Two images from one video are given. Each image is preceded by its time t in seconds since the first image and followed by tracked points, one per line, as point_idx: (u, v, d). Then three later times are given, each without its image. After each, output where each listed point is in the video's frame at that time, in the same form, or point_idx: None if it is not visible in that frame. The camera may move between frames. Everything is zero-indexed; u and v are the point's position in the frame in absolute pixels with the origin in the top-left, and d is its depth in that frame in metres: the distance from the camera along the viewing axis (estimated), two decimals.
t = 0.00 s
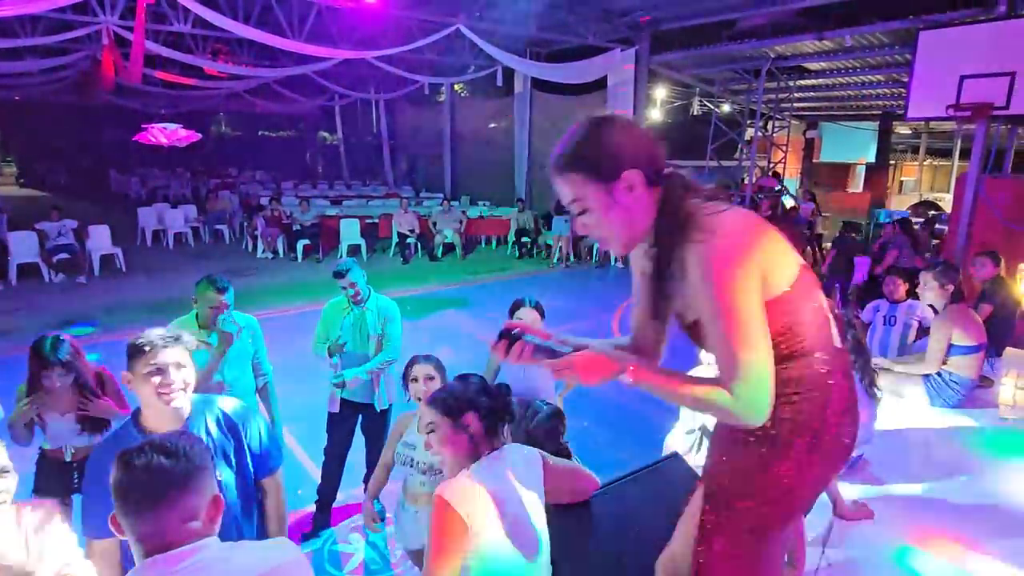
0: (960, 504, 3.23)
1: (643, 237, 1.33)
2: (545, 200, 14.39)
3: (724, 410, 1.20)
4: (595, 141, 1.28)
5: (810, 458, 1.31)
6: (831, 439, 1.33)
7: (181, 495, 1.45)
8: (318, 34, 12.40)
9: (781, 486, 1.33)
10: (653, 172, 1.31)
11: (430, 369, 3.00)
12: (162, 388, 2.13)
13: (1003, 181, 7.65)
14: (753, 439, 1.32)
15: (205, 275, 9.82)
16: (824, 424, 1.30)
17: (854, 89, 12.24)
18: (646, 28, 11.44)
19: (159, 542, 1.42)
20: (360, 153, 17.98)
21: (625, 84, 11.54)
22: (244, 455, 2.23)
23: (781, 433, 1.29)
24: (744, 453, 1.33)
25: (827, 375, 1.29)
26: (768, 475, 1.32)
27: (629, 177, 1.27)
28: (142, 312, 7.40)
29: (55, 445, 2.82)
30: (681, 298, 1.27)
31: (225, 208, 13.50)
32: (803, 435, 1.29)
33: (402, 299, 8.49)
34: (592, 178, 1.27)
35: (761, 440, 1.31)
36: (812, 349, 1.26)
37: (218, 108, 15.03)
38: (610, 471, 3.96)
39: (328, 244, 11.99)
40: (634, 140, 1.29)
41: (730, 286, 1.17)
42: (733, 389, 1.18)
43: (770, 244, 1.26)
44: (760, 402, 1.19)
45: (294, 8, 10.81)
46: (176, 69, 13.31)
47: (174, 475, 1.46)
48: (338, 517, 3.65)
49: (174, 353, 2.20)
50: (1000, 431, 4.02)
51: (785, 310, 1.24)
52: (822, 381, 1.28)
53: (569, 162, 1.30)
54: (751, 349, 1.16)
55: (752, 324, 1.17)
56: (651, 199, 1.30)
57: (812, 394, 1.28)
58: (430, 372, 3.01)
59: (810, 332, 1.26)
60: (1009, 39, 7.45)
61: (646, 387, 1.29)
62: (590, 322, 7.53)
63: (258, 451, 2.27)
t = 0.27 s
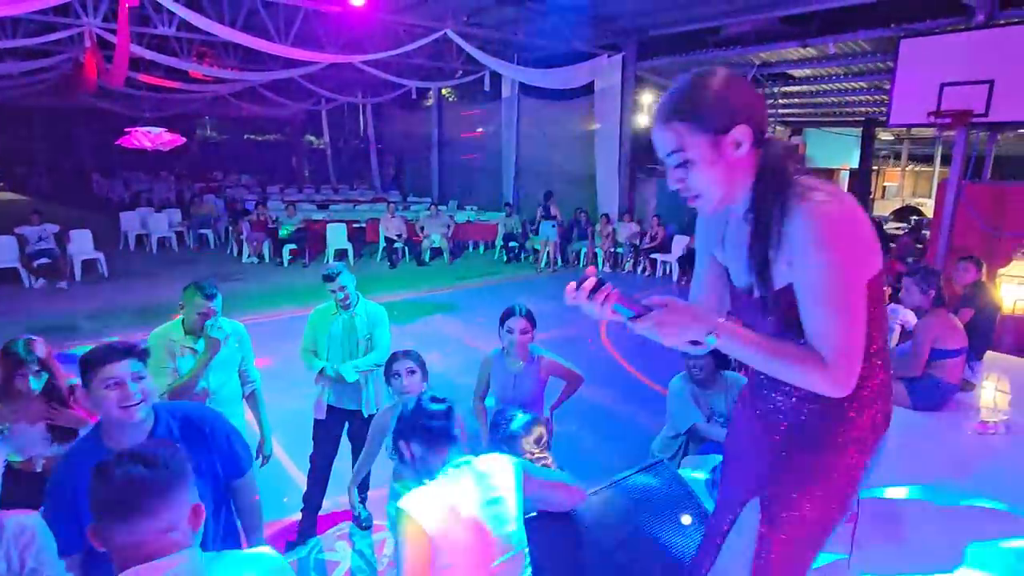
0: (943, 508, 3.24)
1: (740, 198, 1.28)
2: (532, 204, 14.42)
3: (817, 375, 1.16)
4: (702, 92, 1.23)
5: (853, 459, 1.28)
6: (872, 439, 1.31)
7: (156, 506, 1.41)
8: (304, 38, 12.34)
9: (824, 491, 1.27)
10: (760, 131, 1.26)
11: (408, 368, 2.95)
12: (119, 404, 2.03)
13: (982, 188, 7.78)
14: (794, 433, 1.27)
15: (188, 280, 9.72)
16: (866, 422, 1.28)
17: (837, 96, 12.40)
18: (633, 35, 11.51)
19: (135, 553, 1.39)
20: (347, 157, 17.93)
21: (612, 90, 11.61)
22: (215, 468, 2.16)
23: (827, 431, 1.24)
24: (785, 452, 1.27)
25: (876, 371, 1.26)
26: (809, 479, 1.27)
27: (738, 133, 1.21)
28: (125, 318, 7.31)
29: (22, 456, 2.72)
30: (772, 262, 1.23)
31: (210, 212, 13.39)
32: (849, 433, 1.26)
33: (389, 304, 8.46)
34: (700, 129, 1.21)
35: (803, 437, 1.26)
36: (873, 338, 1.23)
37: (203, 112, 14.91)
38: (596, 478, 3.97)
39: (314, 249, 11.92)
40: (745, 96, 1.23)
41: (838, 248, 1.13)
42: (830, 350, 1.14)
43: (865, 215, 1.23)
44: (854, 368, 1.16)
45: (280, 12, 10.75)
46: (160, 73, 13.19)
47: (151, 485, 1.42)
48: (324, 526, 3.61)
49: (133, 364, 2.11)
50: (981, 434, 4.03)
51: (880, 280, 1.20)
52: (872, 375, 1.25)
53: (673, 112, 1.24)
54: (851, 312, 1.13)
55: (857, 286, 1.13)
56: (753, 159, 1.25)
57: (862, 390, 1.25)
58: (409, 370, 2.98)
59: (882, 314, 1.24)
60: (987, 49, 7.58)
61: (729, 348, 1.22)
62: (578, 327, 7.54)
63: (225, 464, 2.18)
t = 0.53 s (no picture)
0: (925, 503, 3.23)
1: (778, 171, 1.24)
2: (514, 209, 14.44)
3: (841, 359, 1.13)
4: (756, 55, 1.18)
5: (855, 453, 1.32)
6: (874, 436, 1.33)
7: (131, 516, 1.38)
8: (285, 41, 12.26)
9: (828, 484, 1.34)
10: (811, 103, 1.21)
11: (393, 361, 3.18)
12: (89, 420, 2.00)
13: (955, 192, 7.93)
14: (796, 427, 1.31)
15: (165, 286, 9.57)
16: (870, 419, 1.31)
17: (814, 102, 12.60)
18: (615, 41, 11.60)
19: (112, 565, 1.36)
20: (329, 161, 17.82)
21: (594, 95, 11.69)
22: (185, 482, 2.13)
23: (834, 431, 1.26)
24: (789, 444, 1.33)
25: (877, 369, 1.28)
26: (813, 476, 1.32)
27: (789, 100, 1.17)
28: (100, 325, 7.17)
29: None
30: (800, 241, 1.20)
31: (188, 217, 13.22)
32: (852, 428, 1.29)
33: (371, 309, 8.40)
34: (751, 91, 1.16)
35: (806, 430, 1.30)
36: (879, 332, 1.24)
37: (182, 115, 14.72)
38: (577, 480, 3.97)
39: (295, 253, 11.81)
40: (802, 65, 1.19)
41: (871, 231, 1.11)
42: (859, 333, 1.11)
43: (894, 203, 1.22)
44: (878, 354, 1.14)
45: (261, 15, 10.67)
46: (137, 75, 13.02)
47: (128, 495, 1.39)
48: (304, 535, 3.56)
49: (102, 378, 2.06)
50: (956, 434, 4.08)
51: (911, 269, 1.18)
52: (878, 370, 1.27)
53: (724, 75, 1.20)
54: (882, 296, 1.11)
55: (891, 271, 1.11)
56: (802, 131, 1.21)
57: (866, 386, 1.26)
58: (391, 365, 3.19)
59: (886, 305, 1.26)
60: (959, 56, 7.76)
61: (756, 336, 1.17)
62: (561, 331, 7.55)
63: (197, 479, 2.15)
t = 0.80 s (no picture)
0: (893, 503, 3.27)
1: (779, 173, 1.06)
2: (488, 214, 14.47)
3: (796, 389, 0.94)
4: (746, 37, 1.00)
5: (847, 543, 1.06)
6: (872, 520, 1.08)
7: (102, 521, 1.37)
8: (253, 43, 12.07)
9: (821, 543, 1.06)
10: (818, 93, 1.02)
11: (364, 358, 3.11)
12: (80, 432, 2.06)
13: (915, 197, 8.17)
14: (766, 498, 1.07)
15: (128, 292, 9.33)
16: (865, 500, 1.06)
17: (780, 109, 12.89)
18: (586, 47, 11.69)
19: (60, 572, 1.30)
20: (300, 165, 17.62)
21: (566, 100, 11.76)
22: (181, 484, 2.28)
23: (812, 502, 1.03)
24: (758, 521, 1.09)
25: (873, 435, 1.04)
26: (787, 564, 1.07)
27: (782, 88, 0.98)
28: (59, 333, 6.95)
29: None
30: (788, 255, 1.00)
31: (153, 222, 12.91)
32: (840, 508, 1.04)
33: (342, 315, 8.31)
34: (737, 82, 0.99)
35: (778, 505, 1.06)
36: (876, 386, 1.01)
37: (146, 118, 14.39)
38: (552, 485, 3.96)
39: (265, 259, 11.62)
40: (807, 48, 1.00)
41: (868, 237, 0.90)
42: (820, 361, 0.91)
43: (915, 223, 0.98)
44: (846, 394, 0.92)
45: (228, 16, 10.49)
46: (100, 77, 12.69)
47: (78, 505, 1.34)
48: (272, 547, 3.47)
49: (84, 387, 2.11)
50: (918, 433, 4.17)
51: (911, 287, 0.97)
52: (873, 437, 1.04)
53: (709, 61, 1.03)
54: (862, 326, 0.90)
55: (875, 297, 0.90)
56: (801, 123, 1.02)
57: (856, 454, 1.02)
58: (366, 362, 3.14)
59: (895, 350, 1.02)
60: (918, 66, 8.03)
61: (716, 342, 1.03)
62: (534, 336, 7.55)
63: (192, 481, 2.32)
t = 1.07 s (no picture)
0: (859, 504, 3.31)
1: (774, 174, 1.02)
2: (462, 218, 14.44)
3: (765, 401, 0.92)
4: (748, 30, 0.94)
5: (808, 558, 1.06)
6: (833, 536, 1.08)
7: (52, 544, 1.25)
8: (222, 46, 11.88)
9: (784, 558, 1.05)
10: (817, 97, 0.98)
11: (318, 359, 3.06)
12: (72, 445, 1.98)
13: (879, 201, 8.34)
14: (729, 510, 1.07)
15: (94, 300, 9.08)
16: (826, 516, 1.06)
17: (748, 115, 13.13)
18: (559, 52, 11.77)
19: None
20: (270, 170, 17.38)
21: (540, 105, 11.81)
22: (168, 507, 2.11)
23: (773, 513, 1.03)
24: (720, 533, 1.09)
25: (839, 451, 1.05)
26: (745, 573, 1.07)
27: (783, 89, 0.93)
28: (16, 344, 6.71)
29: None
30: (773, 263, 0.98)
31: (117, 228, 12.59)
32: (802, 523, 1.04)
33: (314, 321, 8.19)
34: (738, 79, 0.93)
35: (740, 519, 1.06)
36: (846, 400, 1.01)
37: (111, 121, 14.05)
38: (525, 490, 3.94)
39: (234, 264, 11.40)
40: (811, 49, 0.95)
41: (856, 252, 0.87)
42: (793, 375, 0.90)
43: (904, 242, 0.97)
44: (815, 410, 0.91)
45: (196, 18, 10.32)
46: (61, 79, 12.34)
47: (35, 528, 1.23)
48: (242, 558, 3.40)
49: (74, 395, 2.02)
50: (883, 431, 4.27)
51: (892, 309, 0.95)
52: (838, 453, 1.04)
53: (709, 52, 0.97)
54: (840, 342, 0.88)
55: (857, 314, 0.88)
56: (800, 126, 0.98)
57: (821, 469, 1.03)
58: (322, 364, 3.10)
59: (868, 367, 1.02)
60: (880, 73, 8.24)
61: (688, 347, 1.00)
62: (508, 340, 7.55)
63: (182, 506, 2.15)
